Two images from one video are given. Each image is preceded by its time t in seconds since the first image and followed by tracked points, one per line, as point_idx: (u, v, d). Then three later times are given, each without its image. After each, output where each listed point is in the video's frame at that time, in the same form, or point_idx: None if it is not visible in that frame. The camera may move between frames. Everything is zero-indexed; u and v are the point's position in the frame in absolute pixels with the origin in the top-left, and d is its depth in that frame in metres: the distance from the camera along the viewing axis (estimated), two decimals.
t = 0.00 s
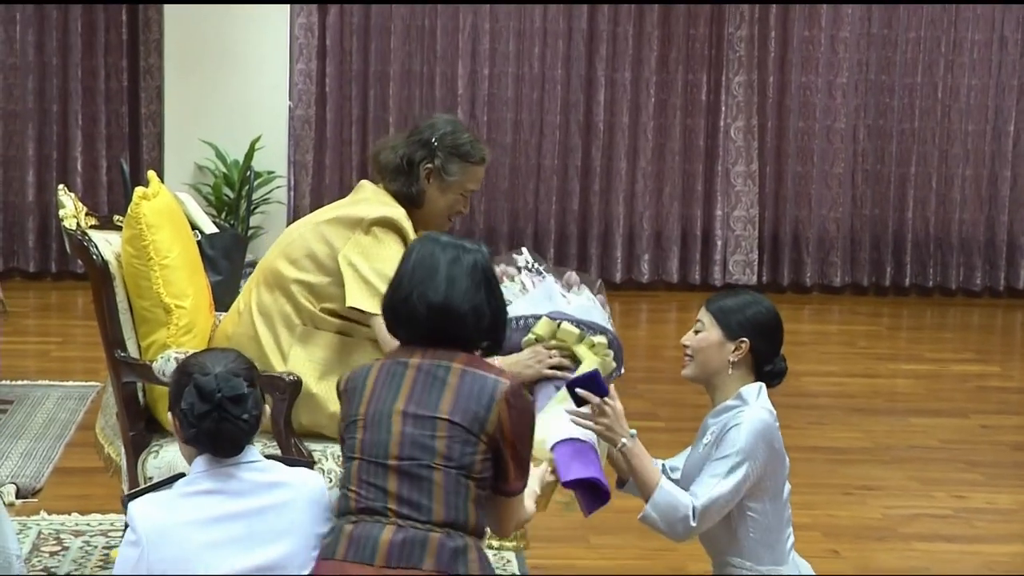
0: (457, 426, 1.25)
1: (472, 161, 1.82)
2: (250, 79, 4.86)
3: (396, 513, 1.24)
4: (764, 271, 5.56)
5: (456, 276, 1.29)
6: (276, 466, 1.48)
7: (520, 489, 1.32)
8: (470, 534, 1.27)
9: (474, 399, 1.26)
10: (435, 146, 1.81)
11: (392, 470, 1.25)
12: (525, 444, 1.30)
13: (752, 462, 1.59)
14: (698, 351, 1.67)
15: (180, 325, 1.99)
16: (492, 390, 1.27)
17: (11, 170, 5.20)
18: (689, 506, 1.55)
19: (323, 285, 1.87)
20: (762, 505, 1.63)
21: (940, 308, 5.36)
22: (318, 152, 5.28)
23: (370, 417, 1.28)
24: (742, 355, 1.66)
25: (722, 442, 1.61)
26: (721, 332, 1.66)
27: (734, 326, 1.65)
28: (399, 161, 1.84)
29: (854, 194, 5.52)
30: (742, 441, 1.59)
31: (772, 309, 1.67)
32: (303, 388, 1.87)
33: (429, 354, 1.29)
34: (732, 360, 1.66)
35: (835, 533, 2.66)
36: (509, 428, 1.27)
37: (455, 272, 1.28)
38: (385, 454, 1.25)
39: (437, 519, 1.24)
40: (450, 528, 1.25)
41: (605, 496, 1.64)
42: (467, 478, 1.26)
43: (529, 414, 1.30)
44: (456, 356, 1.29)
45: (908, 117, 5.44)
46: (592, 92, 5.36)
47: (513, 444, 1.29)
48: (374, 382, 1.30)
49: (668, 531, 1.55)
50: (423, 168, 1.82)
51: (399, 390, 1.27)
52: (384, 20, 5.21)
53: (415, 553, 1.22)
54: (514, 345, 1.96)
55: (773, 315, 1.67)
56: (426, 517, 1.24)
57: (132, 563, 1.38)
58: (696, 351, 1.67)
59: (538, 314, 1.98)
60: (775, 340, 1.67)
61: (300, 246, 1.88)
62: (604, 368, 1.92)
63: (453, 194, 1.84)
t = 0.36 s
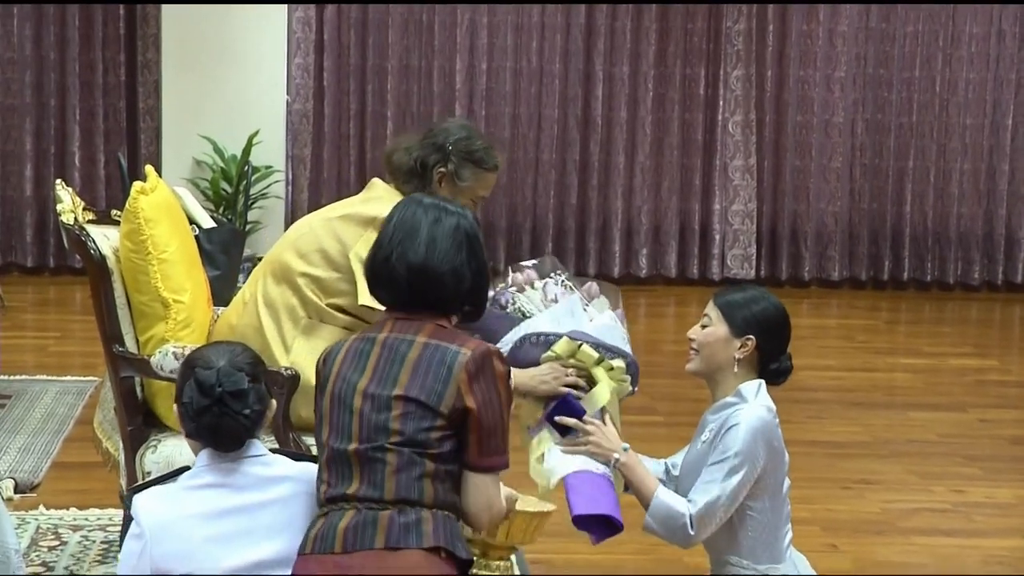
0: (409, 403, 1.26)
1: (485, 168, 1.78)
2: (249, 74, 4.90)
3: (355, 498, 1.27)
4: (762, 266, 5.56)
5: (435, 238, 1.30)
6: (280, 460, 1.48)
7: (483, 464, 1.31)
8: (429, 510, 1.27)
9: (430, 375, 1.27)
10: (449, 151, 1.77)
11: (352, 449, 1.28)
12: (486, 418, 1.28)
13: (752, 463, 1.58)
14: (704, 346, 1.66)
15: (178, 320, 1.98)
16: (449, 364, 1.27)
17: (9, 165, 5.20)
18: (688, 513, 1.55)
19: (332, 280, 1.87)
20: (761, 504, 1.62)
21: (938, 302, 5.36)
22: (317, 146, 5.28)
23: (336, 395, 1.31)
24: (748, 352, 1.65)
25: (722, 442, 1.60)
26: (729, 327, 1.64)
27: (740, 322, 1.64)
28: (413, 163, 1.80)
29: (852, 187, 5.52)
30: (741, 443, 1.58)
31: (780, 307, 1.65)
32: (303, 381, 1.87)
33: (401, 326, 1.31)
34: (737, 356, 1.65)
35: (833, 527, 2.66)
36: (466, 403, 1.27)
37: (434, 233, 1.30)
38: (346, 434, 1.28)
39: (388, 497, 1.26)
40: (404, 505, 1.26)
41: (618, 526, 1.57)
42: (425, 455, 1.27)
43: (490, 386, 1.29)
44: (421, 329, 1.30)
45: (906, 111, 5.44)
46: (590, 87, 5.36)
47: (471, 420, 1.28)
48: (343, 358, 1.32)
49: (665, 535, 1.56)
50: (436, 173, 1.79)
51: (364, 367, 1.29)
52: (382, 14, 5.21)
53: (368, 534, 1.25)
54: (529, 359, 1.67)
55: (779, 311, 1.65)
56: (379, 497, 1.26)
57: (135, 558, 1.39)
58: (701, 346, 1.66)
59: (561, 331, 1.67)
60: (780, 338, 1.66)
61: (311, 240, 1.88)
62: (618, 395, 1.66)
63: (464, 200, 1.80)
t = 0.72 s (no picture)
0: (431, 419, 1.17)
1: (485, 168, 1.78)
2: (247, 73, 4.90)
3: (367, 519, 1.20)
4: (759, 264, 5.56)
5: (468, 234, 1.20)
6: (291, 458, 1.49)
7: (506, 480, 1.19)
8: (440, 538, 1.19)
9: (454, 391, 1.18)
10: (449, 150, 1.77)
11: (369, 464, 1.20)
12: (510, 440, 1.18)
13: (767, 465, 1.55)
14: (720, 347, 1.63)
15: (175, 319, 1.98)
16: (474, 378, 1.18)
17: (7, 164, 5.19)
18: (705, 519, 1.54)
19: (334, 278, 1.86)
20: (773, 507, 1.58)
21: (935, 300, 5.37)
22: (314, 146, 5.28)
23: (357, 404, 1.21)
24: (766, 354, 1.61)
25: (736, 443, 1.56)
26: (746, 329, 1.60)
27: (757, 324, 1.60)
28: (413, 161, 1.81)
29: (850, 186, 5.52)
30: (754, 442, 1.54)
31: (797, 307, 1.62)
32: (302, 380, 1.87)
33: (428, 330, 1.21)
34: (754, 358, 1.61)
35: (831, 525, 2.66)
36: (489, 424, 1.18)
37: (467, 229, 1.20)
38: (363, 447, 1.20)
39: (397, 524, 1.18)
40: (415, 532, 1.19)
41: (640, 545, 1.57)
42: (442, 479, 1.18)
43: (517, 403, 1.19)
44: (448, 336, 1.20)
45: (904, 110, 5.44)
46: (588, 85, 5.36)
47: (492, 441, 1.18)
48: (366, 360, 1.23)
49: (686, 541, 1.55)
50: (435, 170, 1.79)
51: (387, 374, 1.20)
52: (380, 13, 5.21)
53: (375, 561, 1.19)
54: (556, 369, 1.62)
55: (795, 309, 1.61)
56: (390, 523, 1.19)
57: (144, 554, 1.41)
58: (719, 346, 1.63)
59: (587, 344, 1.62)
60: (797, 336, 1.62)
61: (312, 238, 1.88)
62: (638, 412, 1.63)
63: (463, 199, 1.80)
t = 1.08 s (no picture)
0: (422, 428, 1.13)
1: (473, 160, 1.78)
2: (243, 73, 4.91)
3: (357, 527, 1.16)
4: (755, 263, 5.57)
5: (479, 232, 1.14)
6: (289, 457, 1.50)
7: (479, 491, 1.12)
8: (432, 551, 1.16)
9: (442, 399, 1.13)
10: (436, 142, 1.77)
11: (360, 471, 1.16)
12: (489, 449, 1.12)
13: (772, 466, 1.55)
14: (721, 349, 1.63)
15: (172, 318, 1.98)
16: (464, 387, 1.13)
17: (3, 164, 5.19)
18: (722, 528, 1.54)
19: (324, 275, 1.86)
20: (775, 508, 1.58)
21: (932, 299, 5.37)
22: (311, 145, 5.28)
23: (347, 406, 1.18)
24: (768, 355, 1.62)
25: (738, 445, 1.56)
26: (747, 331, 1.61)
27: (758, 326, 1.60)
28: (401, 153, 1.81)
29: (846, 185, 5.52)
30: (755, 445, 1.54)
31: (798, 307, 1.62)
32: (297, 379, 1.87)
33: (424, 331, 1.17)
34: (755, 360, 1.62)
35: (827, 524, 2.66)
36: (472, 433, 1.12)
37: (478, 226, 1.14)
38: (354, 456, 1.16)
39: (394, 538, 1.15)
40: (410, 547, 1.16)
41: None
42: (435, 492, 1.15)
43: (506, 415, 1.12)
44: (442, 340, 1.16)
45: (899, 108, 5.45)
46: (584, 84, 5.36)
47: (466, 448, 1.12)
48: (356, 364, 1.19)
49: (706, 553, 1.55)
50: (423, 163, 1.79)
51: (376, 381, 1.16)
52: (376, 13, 5.22)
53: (370, 572, 1.15)
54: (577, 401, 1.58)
55: (795, 310, 1.61)
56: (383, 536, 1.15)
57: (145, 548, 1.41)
58: (720, 349, 1.63)
59: (612, 374, 1.57)
60: (799, 336, 1.62)
61: (301, 235, 1.87)
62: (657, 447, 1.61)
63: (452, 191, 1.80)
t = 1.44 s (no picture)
0: (350, 434, 1.13)
1: (434, 130, 1.79)
2: (243, 75, 4.91)
3: (310, 542, 1.16)
4: (756, 262, 5.56)
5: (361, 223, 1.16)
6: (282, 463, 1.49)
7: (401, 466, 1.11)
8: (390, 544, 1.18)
9: (364, 399, 1.12)
10: (397, 116, 1.77)
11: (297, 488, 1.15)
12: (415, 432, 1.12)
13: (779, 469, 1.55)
14: (714, 360, 1.63)
15: (173, 321, 1.98)
16: (382, 381, 1.12)
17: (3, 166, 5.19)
18: (741, 536, 1.53)
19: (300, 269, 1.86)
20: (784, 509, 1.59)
21: (932, 298, 5.37)
22: (311, 146, 5.29)
23: (267, 425, 1.15)
24: (760, 357, 1.61)
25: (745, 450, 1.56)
26: (735, 337, 1.61)
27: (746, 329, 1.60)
28: (362, 132, 1.79)
29: (846, 185, 5.52)
30: (762, 449, 1.54)
31: (783, 304, 1.62)
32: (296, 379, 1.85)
33: (326, 333, 1.16)
34: (749, 364, 1.62)
35: (827, 523, 2.66)
36: (398, 420, 1.12)
37: (361, 217, 1.16)
38: (287, 475, 1.15)
39: (351, 542, 1.16)
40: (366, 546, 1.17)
41: None
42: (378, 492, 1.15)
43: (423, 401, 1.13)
44: (349, 340, 1.15)
45: (898, 108, 5.45)
46: (584, 84, 5.37)
47: (389, 435, 1.12)
48: (264, 382, 1.16)
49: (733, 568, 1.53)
50: (384, 137, 1.78)
51: (292, 395, 1.14)
52: (376, 14, 5.22)
53: None
54: (591, 444, 1.52)
55: (778, 309, 1.61)
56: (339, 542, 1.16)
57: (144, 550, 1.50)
58: (713, 358, 1.63)
59: (623, 414, 1.53)
60: (788, 330, 1.62)
61: (271, 234, 1.88)
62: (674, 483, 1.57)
63: (417, 164, 1.80)
